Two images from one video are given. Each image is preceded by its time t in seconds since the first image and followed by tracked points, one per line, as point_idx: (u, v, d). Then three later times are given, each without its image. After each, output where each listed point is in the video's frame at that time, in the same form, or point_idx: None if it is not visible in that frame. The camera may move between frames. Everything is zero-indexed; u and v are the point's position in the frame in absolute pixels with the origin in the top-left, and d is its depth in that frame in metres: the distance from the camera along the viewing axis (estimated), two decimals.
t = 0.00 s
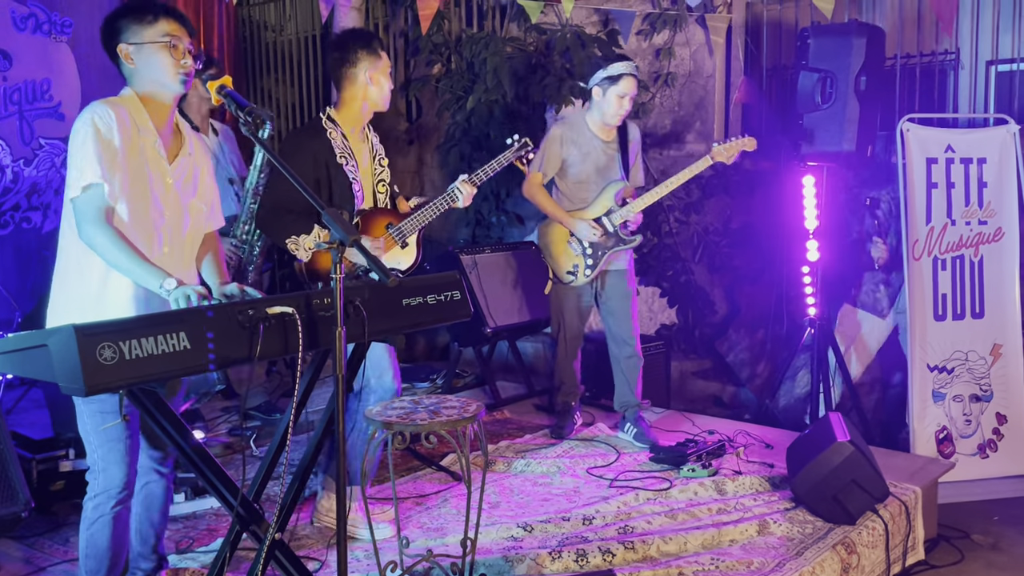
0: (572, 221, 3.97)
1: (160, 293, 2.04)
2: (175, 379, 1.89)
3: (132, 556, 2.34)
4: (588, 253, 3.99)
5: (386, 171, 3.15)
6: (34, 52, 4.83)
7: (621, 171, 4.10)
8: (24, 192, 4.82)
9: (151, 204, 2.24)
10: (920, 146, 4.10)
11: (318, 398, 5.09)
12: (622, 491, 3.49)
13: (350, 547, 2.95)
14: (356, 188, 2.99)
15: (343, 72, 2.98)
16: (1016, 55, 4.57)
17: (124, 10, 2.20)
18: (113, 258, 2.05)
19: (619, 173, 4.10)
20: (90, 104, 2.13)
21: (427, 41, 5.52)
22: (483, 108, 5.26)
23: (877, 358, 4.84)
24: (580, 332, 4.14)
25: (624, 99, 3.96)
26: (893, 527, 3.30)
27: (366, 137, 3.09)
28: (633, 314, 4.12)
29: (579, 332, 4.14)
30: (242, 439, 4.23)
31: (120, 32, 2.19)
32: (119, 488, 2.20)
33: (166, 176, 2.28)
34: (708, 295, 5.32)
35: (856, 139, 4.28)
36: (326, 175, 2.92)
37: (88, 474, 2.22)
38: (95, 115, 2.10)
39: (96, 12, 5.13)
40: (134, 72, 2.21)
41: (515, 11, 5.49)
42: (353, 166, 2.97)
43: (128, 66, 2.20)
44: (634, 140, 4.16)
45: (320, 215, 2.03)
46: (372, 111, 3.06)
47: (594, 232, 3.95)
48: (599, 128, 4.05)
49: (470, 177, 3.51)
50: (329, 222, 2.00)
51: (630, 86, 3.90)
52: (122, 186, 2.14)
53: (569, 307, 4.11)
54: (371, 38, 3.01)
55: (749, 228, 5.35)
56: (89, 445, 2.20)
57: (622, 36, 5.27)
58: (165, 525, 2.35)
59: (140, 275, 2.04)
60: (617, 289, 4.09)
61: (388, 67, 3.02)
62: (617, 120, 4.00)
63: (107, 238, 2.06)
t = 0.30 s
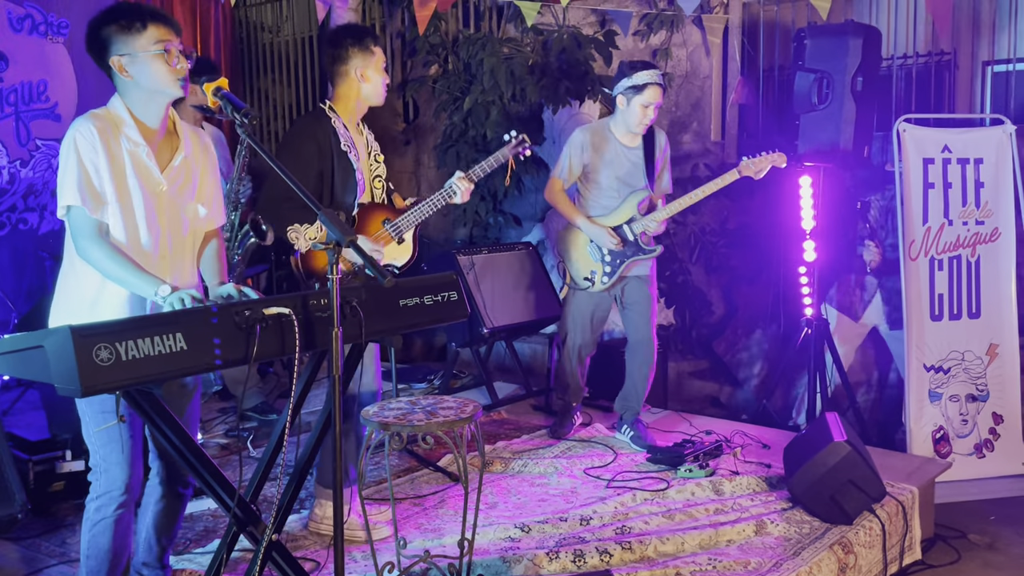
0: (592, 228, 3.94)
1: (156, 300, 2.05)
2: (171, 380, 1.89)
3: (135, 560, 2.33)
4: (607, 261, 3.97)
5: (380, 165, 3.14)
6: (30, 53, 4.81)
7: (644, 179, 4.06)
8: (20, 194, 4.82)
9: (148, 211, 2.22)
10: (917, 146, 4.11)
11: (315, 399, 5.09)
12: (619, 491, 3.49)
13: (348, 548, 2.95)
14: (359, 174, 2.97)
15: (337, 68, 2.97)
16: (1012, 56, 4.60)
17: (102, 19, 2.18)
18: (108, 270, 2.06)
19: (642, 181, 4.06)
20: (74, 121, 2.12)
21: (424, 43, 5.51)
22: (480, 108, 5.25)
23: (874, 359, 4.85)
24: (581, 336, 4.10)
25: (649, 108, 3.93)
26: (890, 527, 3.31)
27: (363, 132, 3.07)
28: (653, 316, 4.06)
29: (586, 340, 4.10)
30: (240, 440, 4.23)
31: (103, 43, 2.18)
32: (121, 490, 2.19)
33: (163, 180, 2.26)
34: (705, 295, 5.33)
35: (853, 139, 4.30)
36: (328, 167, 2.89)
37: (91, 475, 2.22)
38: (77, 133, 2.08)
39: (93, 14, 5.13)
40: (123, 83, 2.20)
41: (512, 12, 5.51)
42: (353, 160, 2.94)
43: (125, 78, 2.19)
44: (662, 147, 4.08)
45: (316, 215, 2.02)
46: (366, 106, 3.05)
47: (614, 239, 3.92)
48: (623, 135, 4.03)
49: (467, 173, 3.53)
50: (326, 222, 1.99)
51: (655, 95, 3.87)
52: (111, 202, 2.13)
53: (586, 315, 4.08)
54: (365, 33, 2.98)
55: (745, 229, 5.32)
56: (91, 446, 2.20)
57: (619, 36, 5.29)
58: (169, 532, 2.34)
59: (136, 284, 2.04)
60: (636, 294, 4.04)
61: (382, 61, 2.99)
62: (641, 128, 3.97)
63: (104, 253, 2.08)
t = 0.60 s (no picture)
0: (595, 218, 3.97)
1: (150, 307, 2.05)
2: (166, 382, 1.88)
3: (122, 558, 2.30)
4: (607, 251, 4.00)
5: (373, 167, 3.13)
6: (25, 54, 4.81)
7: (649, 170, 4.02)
8: (15, 195, 4.84)
9: (150, 213, 2.22)
10: (912, 148, 4.12)
11: (311, 400, 5.09)
12: (616, 492, 3.49)
13: (344, 550, 2.94)
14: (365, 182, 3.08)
15: (330, 74, 2.97)
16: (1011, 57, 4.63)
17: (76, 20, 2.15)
18: (102, 281, 2.06)
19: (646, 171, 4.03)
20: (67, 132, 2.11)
21: (419, 44, 5.53)
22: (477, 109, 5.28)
23: (870, 360, 4.85)
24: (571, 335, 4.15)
25: (649, 96, 3.92)
26: (886, 527, 3.31)
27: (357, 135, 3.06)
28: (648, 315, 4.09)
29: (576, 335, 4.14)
30: (235, 442, 4.23)
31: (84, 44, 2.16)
32: (106, 488, 2.19)
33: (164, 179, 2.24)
34: (701, 297, 5.34)
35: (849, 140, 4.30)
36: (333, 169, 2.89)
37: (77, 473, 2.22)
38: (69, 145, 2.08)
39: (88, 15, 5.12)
40: (105, 80, 2.19)
41: (508, 14, 5.51)
42: (354, 162, 2.96)
43: (105, 72, 2.17)
44: (669, 134, 4.05)
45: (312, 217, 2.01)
46: (361, 110, 3.06)
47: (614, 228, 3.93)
48: (626, 126, 4.01)
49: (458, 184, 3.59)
50: (321, 223, 1.98)
51: (656, 84, 3.86)
52: (110, 210, 2.13)
53: (584, 307, 4.13)
54: (353, 38, 2.99)
55: (741, 229, 5.34)
56: (77, 445, 2.19)
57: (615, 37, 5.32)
58: (153, 523, 2.32)
59: (132, 293, 2.04)
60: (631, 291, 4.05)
61: (373, 64, 3.02)
62: (642, 117, 3.95)
63: (97, 261, 2.08)
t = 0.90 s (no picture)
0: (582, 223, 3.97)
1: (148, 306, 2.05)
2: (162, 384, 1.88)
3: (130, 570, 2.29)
4: (593, 257, 4.00)
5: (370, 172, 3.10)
6: (20, 56, 4.81)
7: (637, 178, 4.00)
8: (10, 198, 4.84)
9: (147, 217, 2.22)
10: (907, 149, 4.13)
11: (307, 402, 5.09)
12: (612, 493, 3.49)
13: (341, 551, 2.94)
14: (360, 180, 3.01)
15: (333, 74, 2.98)
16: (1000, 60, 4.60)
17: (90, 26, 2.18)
18: (102, 281, 2.07)
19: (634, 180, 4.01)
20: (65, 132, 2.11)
21: (416, 45, 5.56)
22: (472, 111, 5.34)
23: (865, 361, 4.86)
24: (568, 339, 4.14)
25: (628, 93, 3.94)
26: (881, 527, 3.32)
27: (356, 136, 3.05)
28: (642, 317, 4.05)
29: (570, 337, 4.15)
30: (231, 444, 4.22)
31: (99, 51, 2.17)
32: (118, 497, 2.18)
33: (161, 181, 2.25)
34: (697, 298, 5.35)
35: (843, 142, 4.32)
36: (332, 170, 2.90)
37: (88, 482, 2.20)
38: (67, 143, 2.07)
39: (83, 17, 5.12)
40: (113, 89, 2.18)
41: (504, 15, 5.52)
42: (352, 163, 2.96)
43: (118, 85, 2.18)
44: (658, 141, 4.04)
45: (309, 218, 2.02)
46: (362, 111, 3.07)
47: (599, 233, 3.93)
48: (612, 130, 4.02)
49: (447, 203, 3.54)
50: (318, 225, 1.99)
51: (624, 79, 3.90)
52: (105, 211, 2.13)
53: (573, 310, 4.13)
54: (357, 40, 3.01)
55: (736, 231, 5.36)
56: (91, 452, 2.19)
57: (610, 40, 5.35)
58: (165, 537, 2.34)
59: (127, 292, 2.04)
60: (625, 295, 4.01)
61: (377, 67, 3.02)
62: (619, 116, 3.96)
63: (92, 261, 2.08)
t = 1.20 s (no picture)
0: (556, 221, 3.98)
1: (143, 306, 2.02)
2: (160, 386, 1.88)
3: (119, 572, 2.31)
4: (568, 256, 4.00)
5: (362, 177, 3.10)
6: (15, 58, 4.82)
7: (606, 177, 4.01)
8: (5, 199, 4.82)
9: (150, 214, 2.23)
10: (902, 151, 4.14)
11: (304, 404, 5.09)
12: (609, 495, 3.49)
13: (338, 554, 2.94)
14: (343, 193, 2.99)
15: (324, 84, 2.97)
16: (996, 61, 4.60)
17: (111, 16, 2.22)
18: (92, 272, 2.01)
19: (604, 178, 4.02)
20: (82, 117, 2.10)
21: (411, 47, 5.57)
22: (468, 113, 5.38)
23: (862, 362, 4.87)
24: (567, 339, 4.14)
25: (593, 93, 3.96)
26: (878, 529, 3.32)
27: (345, 145, 3.05)
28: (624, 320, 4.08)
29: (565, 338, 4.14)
30: (228, 446, 4.22)
31: (118, 42, 2.20)
32: (114, 502, 2.18)
33: (167, 181, 2.28)
34: (693, 299, 5.37)
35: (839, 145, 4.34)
36: (313, 180, 2.88)
37: (81, 485, 2.20)
38: (91, 128, 2.07)
39: (78, 18, 5.11)
40: (128, 78, 2.22)
41: (501, 17, 5.52)
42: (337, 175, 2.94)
43: (138, 69, 2.21)
44: (627, 139, 4.03)
45: (307, 221, 2.03)
46: (352, 121, 3.06)
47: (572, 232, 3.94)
48: (581, 131, 4.03)
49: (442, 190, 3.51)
50: (316, 228, 1.99)
51: (586, 80, 3.92)
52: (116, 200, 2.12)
53: (557, 312, 4.12)
54: (351, 49, 3.01)
55: (732, 232, 5.32)
56: (84, 456, 2.18)
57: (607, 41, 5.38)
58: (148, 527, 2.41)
59: (117, 287, 1.99)
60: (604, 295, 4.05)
61: (370, 76, 3.03)
62: (585, 117, 3.98)
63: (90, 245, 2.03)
